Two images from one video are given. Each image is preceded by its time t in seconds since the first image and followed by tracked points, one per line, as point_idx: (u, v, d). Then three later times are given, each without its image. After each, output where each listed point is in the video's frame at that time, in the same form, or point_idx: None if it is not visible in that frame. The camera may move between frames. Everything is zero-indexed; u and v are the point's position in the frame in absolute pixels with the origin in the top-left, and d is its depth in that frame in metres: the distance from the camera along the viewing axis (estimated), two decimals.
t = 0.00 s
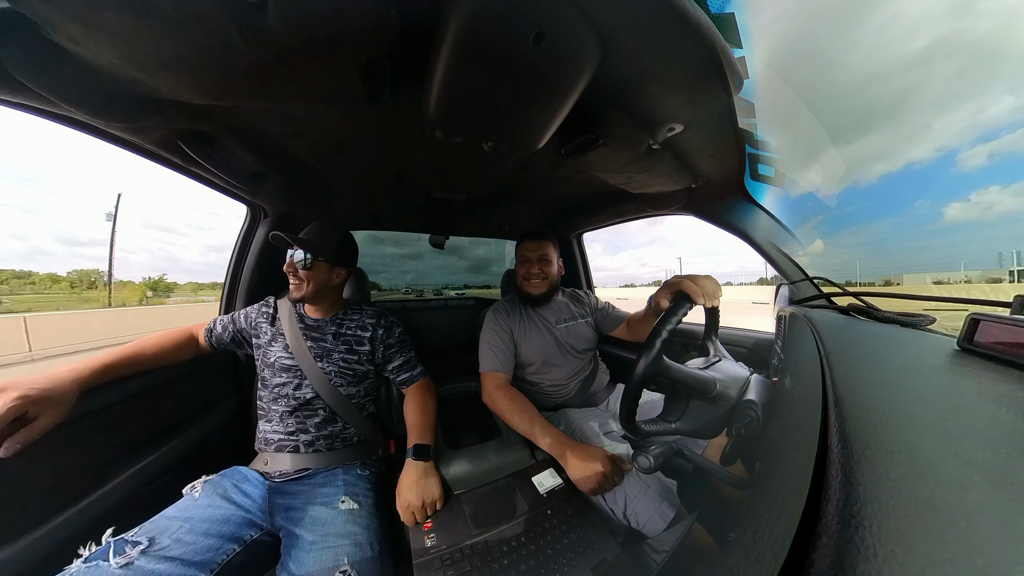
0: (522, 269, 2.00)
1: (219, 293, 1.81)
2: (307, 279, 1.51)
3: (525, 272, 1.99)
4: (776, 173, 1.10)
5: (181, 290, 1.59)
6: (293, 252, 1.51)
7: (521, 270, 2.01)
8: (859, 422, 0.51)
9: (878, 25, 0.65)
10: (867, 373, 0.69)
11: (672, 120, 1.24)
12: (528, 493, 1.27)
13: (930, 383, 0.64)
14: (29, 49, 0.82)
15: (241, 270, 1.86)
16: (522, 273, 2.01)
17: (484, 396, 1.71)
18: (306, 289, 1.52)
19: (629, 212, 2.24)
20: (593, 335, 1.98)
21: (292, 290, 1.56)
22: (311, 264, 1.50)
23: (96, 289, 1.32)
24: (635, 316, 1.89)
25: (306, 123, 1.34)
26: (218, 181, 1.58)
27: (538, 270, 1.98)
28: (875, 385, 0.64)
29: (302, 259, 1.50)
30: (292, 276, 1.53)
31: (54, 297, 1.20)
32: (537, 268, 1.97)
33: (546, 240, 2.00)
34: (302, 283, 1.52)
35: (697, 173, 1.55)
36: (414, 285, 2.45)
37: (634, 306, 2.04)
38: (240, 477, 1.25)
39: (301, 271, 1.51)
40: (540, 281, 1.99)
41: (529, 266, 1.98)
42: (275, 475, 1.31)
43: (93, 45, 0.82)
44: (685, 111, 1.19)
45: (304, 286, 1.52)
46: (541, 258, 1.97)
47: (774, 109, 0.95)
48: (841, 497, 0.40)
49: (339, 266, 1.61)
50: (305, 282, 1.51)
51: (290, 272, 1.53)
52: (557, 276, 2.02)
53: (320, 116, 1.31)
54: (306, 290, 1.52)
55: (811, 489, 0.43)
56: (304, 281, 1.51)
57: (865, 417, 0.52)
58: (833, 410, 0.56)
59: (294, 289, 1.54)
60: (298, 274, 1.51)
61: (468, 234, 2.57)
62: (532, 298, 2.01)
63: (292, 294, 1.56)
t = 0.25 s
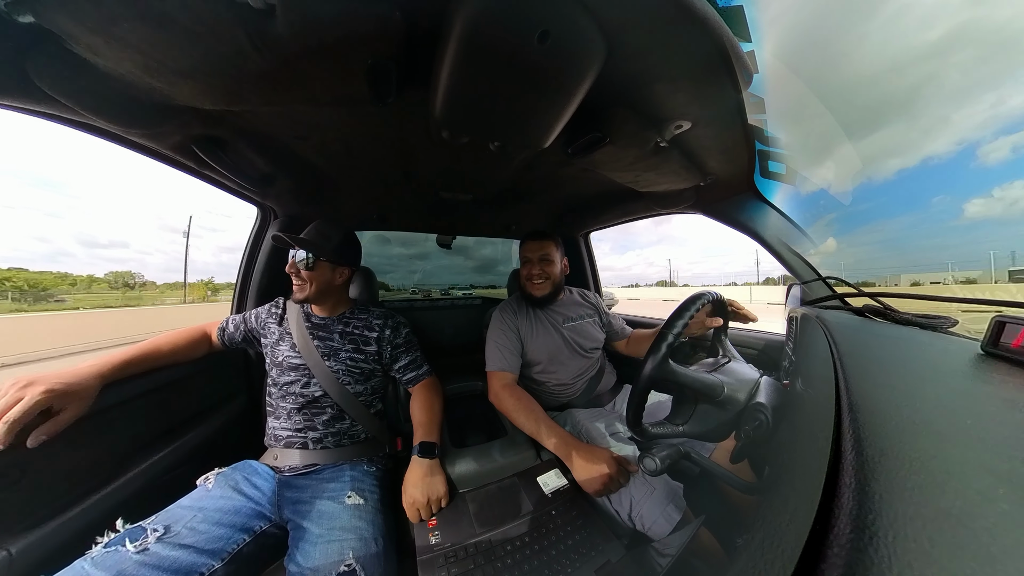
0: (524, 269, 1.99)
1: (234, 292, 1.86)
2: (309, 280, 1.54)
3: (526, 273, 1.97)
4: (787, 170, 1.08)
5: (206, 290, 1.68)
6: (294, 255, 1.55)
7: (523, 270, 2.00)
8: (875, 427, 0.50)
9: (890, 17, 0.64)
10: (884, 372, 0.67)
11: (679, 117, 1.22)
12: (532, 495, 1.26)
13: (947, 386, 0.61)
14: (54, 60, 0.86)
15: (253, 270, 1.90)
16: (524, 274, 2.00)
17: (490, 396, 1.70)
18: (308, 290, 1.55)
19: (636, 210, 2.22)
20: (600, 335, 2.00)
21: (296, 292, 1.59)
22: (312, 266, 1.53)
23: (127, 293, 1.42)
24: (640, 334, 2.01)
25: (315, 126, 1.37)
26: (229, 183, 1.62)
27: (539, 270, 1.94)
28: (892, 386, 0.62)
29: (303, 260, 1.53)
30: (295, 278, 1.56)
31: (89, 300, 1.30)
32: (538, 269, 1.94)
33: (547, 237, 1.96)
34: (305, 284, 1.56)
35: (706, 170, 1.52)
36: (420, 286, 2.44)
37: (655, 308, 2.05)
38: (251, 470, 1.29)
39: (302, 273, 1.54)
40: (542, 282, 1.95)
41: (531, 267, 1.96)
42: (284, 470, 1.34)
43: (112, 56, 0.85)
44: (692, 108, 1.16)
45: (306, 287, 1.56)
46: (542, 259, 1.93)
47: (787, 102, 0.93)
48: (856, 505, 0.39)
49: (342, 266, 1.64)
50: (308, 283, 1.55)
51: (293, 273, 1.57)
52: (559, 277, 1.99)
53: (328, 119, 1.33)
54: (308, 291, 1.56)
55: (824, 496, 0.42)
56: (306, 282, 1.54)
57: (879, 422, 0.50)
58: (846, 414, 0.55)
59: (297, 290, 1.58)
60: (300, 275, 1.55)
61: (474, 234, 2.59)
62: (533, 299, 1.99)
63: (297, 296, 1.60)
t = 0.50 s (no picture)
0: (536, 269, 1.97)
1: (246, 292, 1.90)
2: (318, 279, 1.58)
3: (539, 272, 1.96)
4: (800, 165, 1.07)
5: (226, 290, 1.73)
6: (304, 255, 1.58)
7: (536, 270, 1.98)
8: (890, 432, 0.49)
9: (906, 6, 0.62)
10: (903, 372, 0.65)
11: (687, 114, 1.20)
12: (537, 496, 1.24)
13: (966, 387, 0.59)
14: (77, 70, 0.90)
15: (264, 271, 1.95)
16: (536, 274, 1.99)
17: (497, 395, 1.69)
18: (318, 290, 1.58)
19: (644, 210, 2.20)
20: (608, 337, 1.98)
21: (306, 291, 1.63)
22: (321, 266, 1.56)
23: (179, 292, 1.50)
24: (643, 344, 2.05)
25: (323, 129, 1.40)
26: (241, 186, 1.67)
27: (552, 270, 1.94)
28: (907, 387, 0.60)
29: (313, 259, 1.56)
30: (304, 277, 1.60)
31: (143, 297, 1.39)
32: (551, 268, 1.94)
33: (557, 238, 1.97)
34: (314, 284, 1.59)
35: (715, 169, 1.49)
36: (428, 286, 2.47)
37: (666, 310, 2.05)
38: (261, 465, 1.32)
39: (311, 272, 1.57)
40: (554, 281, 1.95)
41: (544, 267, 1.95)
42: (293, 466, 1.37)
43: (130, 66, 0.89)
44: (700, 105, 1.14)
45: (315, 287, 1.59)
46: (555, 258, 1.94)
47: (802, 97, 0.92)
48: (870, 513, 0.39)
49: (350, 266, 1.66)
50: (317, 283, 1.58)
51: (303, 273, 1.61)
52: (568, 278, 1.97)
53: (336, 122, 1.36)
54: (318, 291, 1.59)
55: (836, 503, 0.43)
56: (315, 282, 1.58)
57: (897, 427, 0.49)
58: (862, 419, 0.54)
59: (307, 290, 1.62)
60: (309, 275, 1.58)
61: (482, 234, 2.60)
62: (544, 298, 1.98)
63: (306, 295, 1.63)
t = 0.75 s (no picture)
0: (561, 267, 1.92)
1: (256, 290, 1.95)
2: (334, 276, 1.61)
3: (563, 271, 1.92)
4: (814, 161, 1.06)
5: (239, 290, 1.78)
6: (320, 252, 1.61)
7: (560, 268, 1.92)
8: (909, 438, 0.48)
9: None
10: (919, 369, 0.64)
11: (695, 111, 1.17)
12: (543, 495, 1.24)
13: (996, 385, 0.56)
14: (98, 80, 0.94)
15: (274, 271, 2.00)
16: (558, 272, 1.93)
17: (504, 395, 1.68)
18: (334, 286, 1.62)
19: (652, 209, 2.17)
20: (617, 337, 1.98)
21: (320, 289, 1.65)
22: (337, 263, 1.60)
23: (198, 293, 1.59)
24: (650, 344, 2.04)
25: (331, 132, 1.43)
26: (252, 189, 1.71)
27: (578, 268, 1.92)
28: (925, 388, 0.58)
29: (330, 255, 1.60)
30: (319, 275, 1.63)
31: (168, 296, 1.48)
32: (576, 266, 1.91)
33: (576, 239, 1.97)
34: (329, 281, 1.63)
35: (724, 166, 1.46)
36: (435, 286, 2.49)
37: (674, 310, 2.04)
38: (270, 461, 1.35)
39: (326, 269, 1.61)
40: (578, 279, 1.93)
41: (570, 265, 1.91)
42: (302, 463, 1.40)
43: (146, 74, 0.92)
44: (708, 102, 1.12)
45: (330, 283, 1.63)
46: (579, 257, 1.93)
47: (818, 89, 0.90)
48: (885, 520, 0.38)
49: (364, 265, 1.70)
50: (332, 280, 1.61)
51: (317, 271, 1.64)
52: (588, 276, 1.98)
53: (344, 125, 1.38)
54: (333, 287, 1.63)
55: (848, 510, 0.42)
56: (331, 279, 1.61)
57: (919, 433, 0.48)
58: (880, 425, 0.52)
59: (321, 287, 1.65)
60: (325, 272, 1.62)
61: (488, 234, 2.61)
62: (569, 296, 1.95)
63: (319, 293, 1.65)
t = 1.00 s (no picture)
0: (572, 266, 1.90)
1: (266, 291, 2.00)
2: (359, 274, 1.68)
3: (575, 270, 1.90)
4: (826, 156, 1.04)
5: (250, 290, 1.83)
6: (343, 252, 1.66)
7: (572, 268, 1.91)
8: (926, 445, 0.46)
9: None
10: (941, 366, 0.61)
11: (703, 108, 1.15)
12: (548, 495, 1.24)
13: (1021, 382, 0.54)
14: (118, 89, 0.99)
15: (285, 271, 2.05)
16: (570, 272, 1.91)
17: (510, 396, 1.68)
18: (360, 283, 1.69)
19: (659, 208, 2.14)
20: (624, 338, 1.96)
21: (341, 286, 1.68)
22: (365, 262, 1.69)
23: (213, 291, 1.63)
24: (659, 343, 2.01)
25: (339, 136, 1.46)
26: (263, 191, 1.76)
27: (589, 268, 1.91)
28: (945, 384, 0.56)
29: (355, 255, 1.67)
30: (343, 273, 1.67)
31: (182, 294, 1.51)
32: (588, 266, 1.90)
33: (587, 239, 1.95)
34: (353, 279, 1.68)
35: (733, 164, 1.44)
36: (442, 286, 2.51)
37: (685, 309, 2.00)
38: (279, 457, 1.39)
39: (353, 267, 1.67)
40: (589, 279, 1.92)
41: (581, 265, 1.90)
42: (310, 460, 1.42)
43: (163, 82, 0.96)
44: (716, 98, 1.10)
45: (354, 281, 1.68)
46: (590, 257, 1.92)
47: (830, 83, 0.88)
48: (905, 538, 0.36)
49: (379, 265, 1.81)
50: (358, 277, 1.68)
51: (339, 270, 1.68)
52: (598, 276, 1.97)
53: (352, 128, 1.41)
54: (358, 285, 1.70)
55: (865, 528, 0.40)
56: (358, 275, 1.68)
57: (939, 439, 0.46)
58: (897, 430, 0.50)
59: (342, 285, 1.68)
60: (350, 270, 1.67)
61: (495, 235, 2.62)
62: (579, 296, 1.94)
63: (341, 290, 1.68)
